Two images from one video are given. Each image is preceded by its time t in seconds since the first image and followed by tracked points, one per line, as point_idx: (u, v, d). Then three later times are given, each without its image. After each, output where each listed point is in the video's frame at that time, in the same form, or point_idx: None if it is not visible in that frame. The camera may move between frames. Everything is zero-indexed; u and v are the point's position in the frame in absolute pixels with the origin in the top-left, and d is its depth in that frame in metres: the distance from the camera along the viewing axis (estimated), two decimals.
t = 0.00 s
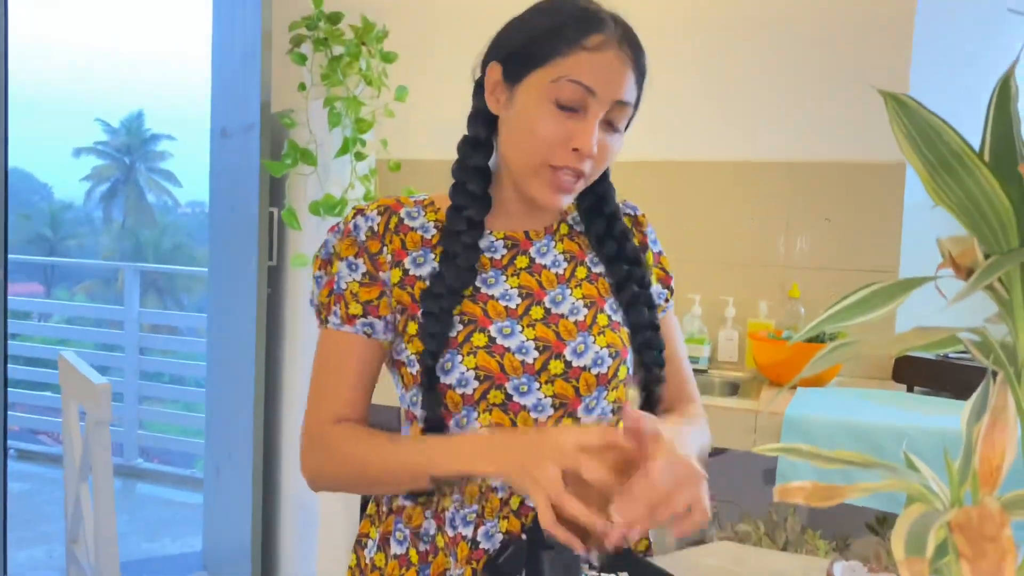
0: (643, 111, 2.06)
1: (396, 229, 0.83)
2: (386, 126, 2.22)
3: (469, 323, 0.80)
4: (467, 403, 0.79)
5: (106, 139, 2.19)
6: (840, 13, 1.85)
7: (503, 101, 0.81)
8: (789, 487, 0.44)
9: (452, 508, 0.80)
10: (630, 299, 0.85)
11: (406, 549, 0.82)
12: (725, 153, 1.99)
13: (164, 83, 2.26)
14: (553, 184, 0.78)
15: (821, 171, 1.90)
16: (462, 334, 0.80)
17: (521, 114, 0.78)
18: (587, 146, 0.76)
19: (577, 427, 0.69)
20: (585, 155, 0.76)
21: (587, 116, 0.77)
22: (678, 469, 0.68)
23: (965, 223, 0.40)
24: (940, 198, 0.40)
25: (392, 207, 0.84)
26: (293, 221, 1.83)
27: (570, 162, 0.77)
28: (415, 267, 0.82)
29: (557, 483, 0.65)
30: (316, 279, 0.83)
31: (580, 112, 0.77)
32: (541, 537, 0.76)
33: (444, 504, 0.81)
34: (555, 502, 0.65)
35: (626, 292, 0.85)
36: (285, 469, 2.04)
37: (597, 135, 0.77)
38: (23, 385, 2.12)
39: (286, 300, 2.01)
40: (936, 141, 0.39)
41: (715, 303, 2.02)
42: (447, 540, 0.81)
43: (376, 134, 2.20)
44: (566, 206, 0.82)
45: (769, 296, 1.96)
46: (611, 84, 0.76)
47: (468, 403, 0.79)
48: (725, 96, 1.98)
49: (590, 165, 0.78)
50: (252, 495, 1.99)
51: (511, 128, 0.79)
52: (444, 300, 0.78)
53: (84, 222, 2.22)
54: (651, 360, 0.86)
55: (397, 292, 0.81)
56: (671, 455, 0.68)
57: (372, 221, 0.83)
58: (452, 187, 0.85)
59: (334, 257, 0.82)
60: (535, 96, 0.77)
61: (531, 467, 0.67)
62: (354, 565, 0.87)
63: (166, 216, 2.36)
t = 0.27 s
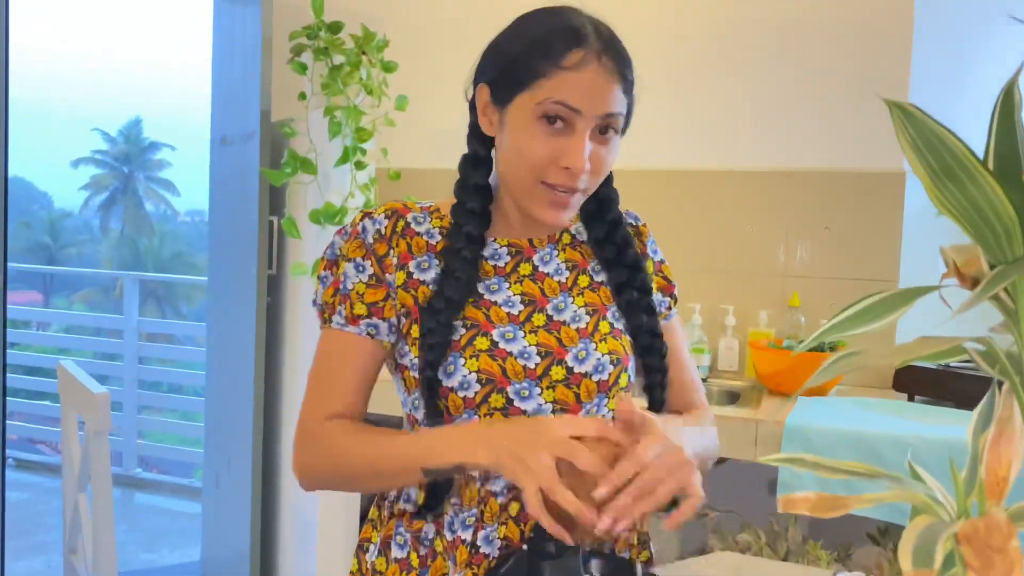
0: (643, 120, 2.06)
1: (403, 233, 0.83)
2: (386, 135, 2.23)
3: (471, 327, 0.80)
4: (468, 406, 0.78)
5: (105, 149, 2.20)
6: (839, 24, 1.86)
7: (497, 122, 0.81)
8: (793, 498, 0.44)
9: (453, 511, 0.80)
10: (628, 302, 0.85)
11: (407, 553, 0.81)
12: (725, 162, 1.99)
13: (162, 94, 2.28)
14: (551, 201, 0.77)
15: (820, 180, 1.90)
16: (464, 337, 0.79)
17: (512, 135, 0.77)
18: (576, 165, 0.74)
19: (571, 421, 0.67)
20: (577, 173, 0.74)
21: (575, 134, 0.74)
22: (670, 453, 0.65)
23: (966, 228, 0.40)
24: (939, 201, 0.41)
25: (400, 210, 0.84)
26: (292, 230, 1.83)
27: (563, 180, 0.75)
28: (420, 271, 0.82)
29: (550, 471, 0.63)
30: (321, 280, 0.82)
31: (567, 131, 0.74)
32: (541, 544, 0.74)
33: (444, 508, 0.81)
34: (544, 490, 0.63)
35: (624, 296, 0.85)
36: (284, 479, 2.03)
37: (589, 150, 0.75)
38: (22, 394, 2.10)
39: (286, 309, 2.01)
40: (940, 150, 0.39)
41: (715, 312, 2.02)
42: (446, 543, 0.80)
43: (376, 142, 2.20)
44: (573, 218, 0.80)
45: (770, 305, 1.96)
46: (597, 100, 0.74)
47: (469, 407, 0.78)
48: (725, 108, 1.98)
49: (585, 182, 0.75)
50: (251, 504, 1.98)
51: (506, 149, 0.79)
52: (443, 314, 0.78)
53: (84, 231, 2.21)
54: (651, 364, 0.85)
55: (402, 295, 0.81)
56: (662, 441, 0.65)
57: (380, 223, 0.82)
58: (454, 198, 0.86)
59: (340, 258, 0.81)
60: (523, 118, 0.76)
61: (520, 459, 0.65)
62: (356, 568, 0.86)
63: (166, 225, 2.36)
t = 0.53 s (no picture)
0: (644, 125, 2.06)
1: (409, 240, 0.82)
2: (387, 141, 2.23)
3: (477, 333, 0.79)
4: (475, 412, 0.78)
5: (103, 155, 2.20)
6: (840, 29, 1.86)
7: (497, 129, 0.80)
8: (805, 505, 0.43)
9: (456, 518, 0.79)
10: (632, 318, 0.84)
11: (411, 560, 0.80)
12: (727, 167, 1.99)
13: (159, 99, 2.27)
14: (545, 213, 0.77)
15: (822, 185, 1.90)
16: (470, 343, 0.79)
17: (509, 145, 0.77)
18: (570, 181, 0.73)
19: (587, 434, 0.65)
20: (571, 189, 0.74)
21: (571, 148, 0.74)
22: (694, 475, 0.65)
23: (982, 238, 0.40)
24: (957, 210, 0.40)
25: (405, 218, 0.83)
26: (294, 235, 1.83)
27: (557, 194, 0.75)
28: (426, 278, 0.81)
29: (565, 488, 0.62)
30: (331, 291, 0.80)
31: (564, 146, 0.74)
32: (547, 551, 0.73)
33: (449, 514, 0.79)
34: (561, 509, 0.61)
35: (627, 311, 0.84)
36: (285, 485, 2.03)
37: (584, 166, 0.74)
38: (22, 401, 2.11)
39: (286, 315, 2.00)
40: (954, 156, 0.39)
41: (716, 317, 2.01)
42: (452, 550, 0.79)
43: (376, 148, 2.20)
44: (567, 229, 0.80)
45: (772, 311, 1.96)
46: (595, 116, 0.73)
47: (476, 412, 0.78)
48: (727, 113, 1.98)
49: (579, 196, 0.75)
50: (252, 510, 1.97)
51: (502, 158, 0.79)
52: (445, 324, 0.77)
53: (83, 236, 2.21)
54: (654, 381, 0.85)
55: (410, 301, 0.80)
56: (686, 461, 0.66)
57: (387, 231, 0.81)
58: (458, 206, 0.84)
59: (349, 267, 0.80)
60: (520, 129, 0.75)
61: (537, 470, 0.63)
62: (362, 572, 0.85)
63: (166, 231, 2.35)
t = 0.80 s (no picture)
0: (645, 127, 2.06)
1: (414, 241, 0.82)
2: (387, 143, 2.23)
3: (480, 335, 0.79)
4: (478, 414, 0.78)
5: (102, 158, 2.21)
6: (841, 31, 1.86)
7: (500, 136, 0.80)
8: (808, 506, 0.43)
9: (459, 521, 0.78)
10: (634, 314, 0.84)
11: (413, 561, 0.80)
12: (728, 168, 1.99)
13: (159, 99, 2.26)
14: (553, 219, 0.77)
15: (823, 187, 1.90)
16: (473, 345, 0.79)
17: (514, 153, 0.77)
18: (579, 188, 0.74)
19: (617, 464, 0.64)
20: (580, 196, 0.74)
21: (579, 155, 0.74)
22: (728, 533, 0.64)
23: (986, 238, 0.40)
24: (961, 212, 0.40)
25: (409, 220, 0.83)
26: (295, 236, 1.83)
27: (566, 201, 0.75)
28: (430, 279, 0.81)
29: (591, 524, 0.61)
30: (340, 295, 0.80)
31: (572, 153, 0.74)
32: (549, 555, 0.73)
33: (451, 517, 0.78)
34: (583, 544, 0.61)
35: (630, 308, 0.84)
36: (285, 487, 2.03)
37: (591, 172, 0.75)
38: (21, 403, 2.16)
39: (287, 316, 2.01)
40: (959, 160, 0.39)
41: (717, 318, 2.01)
42: (454, 552, 0.78)
43: (377, 150, 2.20)
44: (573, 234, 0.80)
45: (772, 312, 1.96)
46: (601, 122, 0.73)
47: (479, 415, 0.78)
48: (728, 115, 1.98)
49: (587, 202, 0.76)
50: (252, 512, 1.97)
51: (507, 166, 0.78)
52: (447, 330, 0.76)
53: (82, 238, 2.22)
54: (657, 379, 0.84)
55: (413, 302, 0.80)
56: (721, 517, 0.64)
57: (391, 233, 0.81)
58: (460, 210, 0.84)
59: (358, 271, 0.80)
60: (526, 136, 0.75)
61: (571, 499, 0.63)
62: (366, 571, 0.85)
63: (166, 232, 2.34)
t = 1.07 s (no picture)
0: (646, 127, 2.06)
1: (417, 242, 0.82)
2: (386, 143, 2.22)
3: (486, 339, 0.78)
4: (481, 420, 0.77)
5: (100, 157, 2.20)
6: (841, 31, 1.85)
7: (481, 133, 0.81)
8: (812, 512, 0.42)
9: (461, 527, 0.77)
10: (641, 318, 0.83)
11: (413, 567, 0.79)
12: (728, 168, 1.98)
13: (158, 99, 2.26)
14: (530, 202, 0.76)
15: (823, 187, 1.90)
16: (478, 349, 0.78)
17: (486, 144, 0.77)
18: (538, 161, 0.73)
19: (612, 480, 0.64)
20: (543, 169, 0.73)
21: (537, 129, 0.74)
22: (728, 537, 0.64)
23: (993, 240, 0.39)
24: (966, 212, 0.39)
25: (414, 220, 0.83)
26: (294, 236, 1.82)
27: (534, 178, 0.74)
28: (434, 282, 0.80)
29: (590, 542, 0.61)
30: (340, 295, 0.79)
31: (531, 129, 0.74)
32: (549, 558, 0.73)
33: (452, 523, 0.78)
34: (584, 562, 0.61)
35: (637, 311, 0.84)
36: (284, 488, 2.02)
37: (552, 145, 0.74)
38: (20, 402, 2.14)
39: (286, 317, 2.00)
40: (966, 157, 0.38)
41: (717, 318, 2.01)
42: (454, 558, 0.77)
43: (376, 150, 2.20)
44: (563, 221, 0.78)
45: (772, 313, 1.95)
46: (552, 92, 0.73)
47: (482, 420, 0.77)
48: (728, 115, 1.98)
49: (556, 178, 0.74)
50: (251, 512, 1.96)
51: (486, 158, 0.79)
52: (451, 320, 0.76)
53: (82, 237, 2.21)
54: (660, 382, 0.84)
55: (418, 306, 0.78)
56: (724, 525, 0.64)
57: (394, 233, 0.81)
58: (464, 208, 0.84)
59: (358, 270, 0.79)
60: (492, 123, 0.76)
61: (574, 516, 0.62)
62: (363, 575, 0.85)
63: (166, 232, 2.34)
